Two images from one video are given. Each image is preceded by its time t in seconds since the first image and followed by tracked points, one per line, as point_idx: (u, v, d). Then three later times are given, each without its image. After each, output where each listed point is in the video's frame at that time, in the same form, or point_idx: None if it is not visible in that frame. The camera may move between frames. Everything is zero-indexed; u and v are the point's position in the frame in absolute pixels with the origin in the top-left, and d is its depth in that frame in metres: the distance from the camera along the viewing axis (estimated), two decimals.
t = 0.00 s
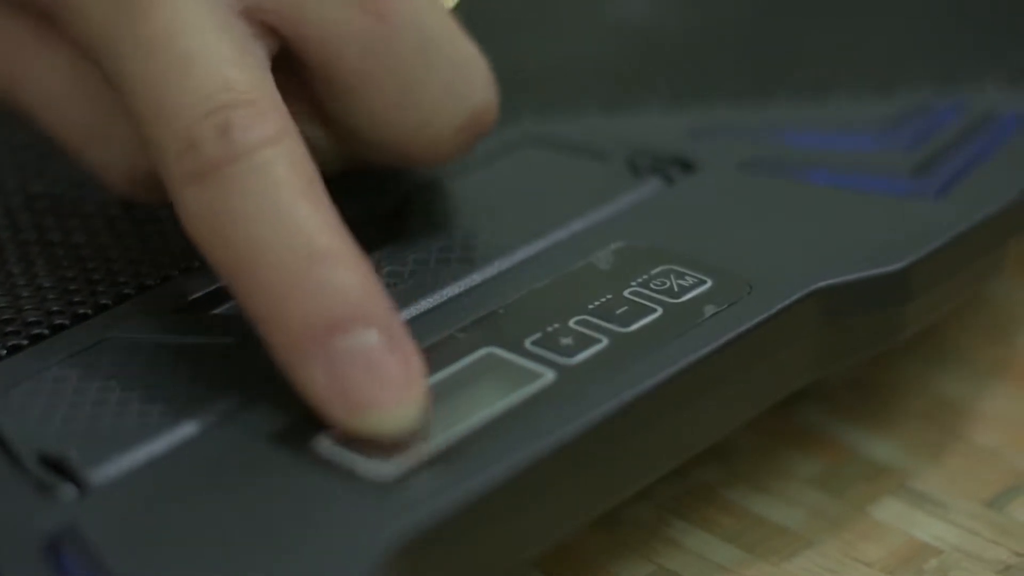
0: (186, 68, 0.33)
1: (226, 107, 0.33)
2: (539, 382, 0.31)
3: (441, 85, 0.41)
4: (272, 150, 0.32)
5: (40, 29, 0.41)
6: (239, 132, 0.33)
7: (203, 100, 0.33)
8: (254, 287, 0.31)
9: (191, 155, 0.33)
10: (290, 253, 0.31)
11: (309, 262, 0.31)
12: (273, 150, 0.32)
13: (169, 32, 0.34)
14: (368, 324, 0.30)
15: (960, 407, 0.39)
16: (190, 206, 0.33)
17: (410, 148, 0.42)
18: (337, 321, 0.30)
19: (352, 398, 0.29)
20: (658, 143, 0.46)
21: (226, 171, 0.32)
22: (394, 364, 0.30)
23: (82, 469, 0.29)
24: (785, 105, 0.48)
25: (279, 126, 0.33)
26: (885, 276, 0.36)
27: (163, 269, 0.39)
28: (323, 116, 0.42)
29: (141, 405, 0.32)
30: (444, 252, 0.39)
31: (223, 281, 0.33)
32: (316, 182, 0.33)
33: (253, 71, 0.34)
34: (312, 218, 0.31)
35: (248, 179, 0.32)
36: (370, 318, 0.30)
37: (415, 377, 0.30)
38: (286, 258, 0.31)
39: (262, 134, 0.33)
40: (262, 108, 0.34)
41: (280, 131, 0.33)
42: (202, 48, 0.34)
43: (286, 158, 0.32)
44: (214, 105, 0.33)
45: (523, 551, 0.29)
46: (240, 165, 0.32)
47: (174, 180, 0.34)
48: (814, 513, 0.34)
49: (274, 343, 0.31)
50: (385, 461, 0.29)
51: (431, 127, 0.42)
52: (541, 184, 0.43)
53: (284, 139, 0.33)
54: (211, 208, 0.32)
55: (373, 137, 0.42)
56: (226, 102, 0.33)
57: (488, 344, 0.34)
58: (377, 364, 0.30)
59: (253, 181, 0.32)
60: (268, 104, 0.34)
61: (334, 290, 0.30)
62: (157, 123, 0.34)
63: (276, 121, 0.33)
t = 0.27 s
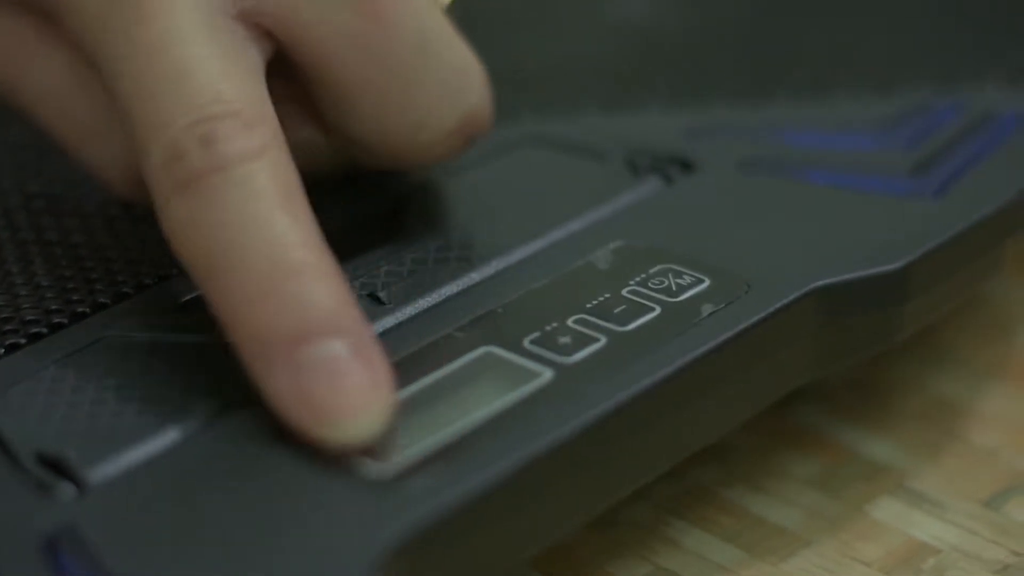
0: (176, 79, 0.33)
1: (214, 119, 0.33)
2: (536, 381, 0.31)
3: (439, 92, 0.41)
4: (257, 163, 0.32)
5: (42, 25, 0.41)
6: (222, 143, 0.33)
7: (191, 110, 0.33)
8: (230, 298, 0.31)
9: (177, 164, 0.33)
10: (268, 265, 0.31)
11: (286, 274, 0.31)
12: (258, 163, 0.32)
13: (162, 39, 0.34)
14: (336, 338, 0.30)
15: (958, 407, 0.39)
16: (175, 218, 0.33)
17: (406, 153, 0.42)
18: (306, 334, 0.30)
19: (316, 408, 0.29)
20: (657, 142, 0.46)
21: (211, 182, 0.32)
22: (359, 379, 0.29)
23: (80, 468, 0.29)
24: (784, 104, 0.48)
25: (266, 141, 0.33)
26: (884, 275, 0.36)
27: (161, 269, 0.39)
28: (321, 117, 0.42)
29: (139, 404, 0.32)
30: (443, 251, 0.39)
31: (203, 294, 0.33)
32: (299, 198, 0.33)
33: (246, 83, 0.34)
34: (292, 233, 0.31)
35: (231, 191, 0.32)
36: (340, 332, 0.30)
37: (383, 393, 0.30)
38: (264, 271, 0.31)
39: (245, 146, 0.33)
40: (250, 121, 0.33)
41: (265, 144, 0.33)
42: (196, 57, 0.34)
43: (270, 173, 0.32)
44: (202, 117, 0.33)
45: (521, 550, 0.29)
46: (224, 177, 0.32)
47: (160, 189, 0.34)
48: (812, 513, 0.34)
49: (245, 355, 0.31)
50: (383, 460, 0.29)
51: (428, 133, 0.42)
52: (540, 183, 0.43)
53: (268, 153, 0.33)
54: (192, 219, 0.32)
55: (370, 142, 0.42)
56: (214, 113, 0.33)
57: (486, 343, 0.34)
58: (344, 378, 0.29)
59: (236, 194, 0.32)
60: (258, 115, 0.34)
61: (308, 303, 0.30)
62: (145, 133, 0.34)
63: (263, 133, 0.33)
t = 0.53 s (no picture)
0: (196, 77, 0.33)
1: (240, 118, 0.33)
2: (536, 381, 0.31)
3: (443, 100, 0.41)
4: (288, 161, 0.32)
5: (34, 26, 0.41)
6: (252, 142, 0.32)
7: (216, 110, 0.33)
8: (264, 298, 0.31)
9: (205, 163, 0.32)
10: (302, 263, 0.31)
11: (322, 272, 0.30)
12: (288, 161, 0.32)
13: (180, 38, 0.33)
14: (376, 335, 0.30)
15: (957, 407, 0.39)
16: (203, 221, 0.33)
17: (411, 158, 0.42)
18: (346, 331, 0.30)
19: (359, 406, 0.29)
20: (656, 143, 0.46)
21: (240, 181, 0.32)
22: (400, 375, 0.29)
23: (80, 468, 0.29)
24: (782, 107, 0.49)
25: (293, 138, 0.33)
26: (884, 276, 0.36)
27: (161, 269, 0.39)
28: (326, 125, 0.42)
29: (138, 404, 0.32)
30: (442, 251, 0.39)
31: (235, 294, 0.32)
32: (330, 195, 0.32)
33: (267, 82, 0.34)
34: (326, 229, 0.31)
35: (262, 191, 0.32)
36: (379, 328, 0.30)
37: (428, 390, 0.29)
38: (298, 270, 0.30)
39: (274, 144, 0.32)
40: (275, 119, 0.33)
41: (293, 143, 0.33)
42: (218, 57, 0.33)
43: (301, 171, 0.32)
44: (229, 117, 0.33)
45: (520, 550, 0.29)
46: (254, 176, 0.32)
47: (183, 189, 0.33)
48: (811, 513, 0.34)
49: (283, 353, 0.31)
50: (382, 460, 0.29)
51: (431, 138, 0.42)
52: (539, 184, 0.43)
53: (298, 151, 0.33)
54: (224, 219, 0.32)
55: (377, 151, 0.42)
56: (239, 112, 0.33)
57: (485, 343, 0.34)
58: (388, 375, 0.29)
59: (268, 192, 0.32)
60: (280, 114, 0.33)
61: (344, 300, 0.30)
62: (167, 135, 0.33)
63: (290, 131, 0.33)
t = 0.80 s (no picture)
0: (201, 68, 0.35)
1: (247, 104, 0.34)
2: (536, 382, 0.31)
3: (442, 91, 0.42)
4: (296, 145, 0.34)
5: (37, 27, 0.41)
6: (261, 126, 0.34)
7: (221, 96, 0.34)
8: (280, 279, 0.32)
9: (215, 149, 0.34)
10: (320, 244, 0.32)
11: (338, 251, 0.32)
12: (296, 144, 0.34)
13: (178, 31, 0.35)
14: (398, 310, 0.31)
15: (957, 408, 0.39)
16: (217, 205, 0.34)
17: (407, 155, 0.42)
18: (368, 307, 0.31)
19: (387, 380, 0.30)
20: (655, 143, 0.46)
21: (251, 165, 0.34)
22: (424, 346, 0.31)
23: (79, 469, 0.29)
24: (782, 106, 0.49)
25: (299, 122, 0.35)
26: (884, 276, 0.36)
27: (161, 269, 0.39)
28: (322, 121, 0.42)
29: (138, 405, 0.32)
30: (442, 252, 0.39)
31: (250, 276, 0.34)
32: (338, 178, 0.34)
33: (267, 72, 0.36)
34: (339, 211, 0.33)
35: (272, 175, 0.33)
36: (404, 304, 0.31)
37: (449, 363, 0.31)
38: (314, 251, 0.32)
39: (283, 129, 0.34)
40: (281, 105, 0.35)
41: (301, 129, 0.34)
42: (219, 48, 0.35)
43: (310, 154, 0.34)
44: (234, 102, 0.34)
45: (519, 551, 0.29)
46: (264, 161, 0.34)
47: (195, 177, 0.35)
48: (811, 514, 0.34)
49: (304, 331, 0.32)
50: (382, 462, 0.29)
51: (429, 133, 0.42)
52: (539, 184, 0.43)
53: (305, 135, 0.34)
54: (239, 204, 0.34)
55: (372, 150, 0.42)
56: (244, 99, 0.35)
57: (485, 344, 0.34)
58: (412, 349, 0.31)
59: (277, 175, 0.33)
60: (287, 101, 0.35)
61: (366, 276, 0.32)
62: (173, 121, 0.35)
63: (298, 117, 0.35)
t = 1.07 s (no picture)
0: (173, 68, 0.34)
1: (212, 108, 0.34)
2: (536, 383, 0.31)
3: (437, 93, 0.41)
4: (251, 151, 0.33)
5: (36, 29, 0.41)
6: (220, 130, 0.33)
7: (188, 99, 0.34)
8: (222, 281, 0.32)
9: (173, 152, 0.33)
10: (260, 251, 0.31)
11: (279, 260, 0.31)
12: (254, 151, 0.33)
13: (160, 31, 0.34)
14: (334, 323, 0.30)
15: (957, 409, 0.39)
16: (168, 204, 0.34)
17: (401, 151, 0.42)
18: (302, 318, 0.30)
19: (313, 394, 0.30)
20: (655, 144, 0.47)
21: (204, 170, 0.33)
22: (357, 363, 0.30)
23: (79, 469, 0.29)
24: (781, 107, 0.49)
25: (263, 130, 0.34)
26: (885, 278, 0.36)
27: (160, 269, 0.39)
28: (319, 116, 0.42)
29: (137, 406, 0.32)
30: (441, 252, 0.39)
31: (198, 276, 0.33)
32: (294, 186, 0.33)
33: (239, 76, 0.35)
34: (289, 219, 0.32)
35: (226, 179, 0.32)
36: (337, 316, 0.30)
37: (380, 380, 0.30)
38: (255, 258, 0.31)
39: (241, 134, 0.33)
40: (245, 110, 0.34)
41: (261, 134, 0.34)
42: (196, 53, 0.34)
43: (266, 161, 0.33)
44: (199, 106, 0.34)
45: (518, 551, 0.29)
46: (218, 165, 0.33)
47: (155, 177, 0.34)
48: (810, 514, 0.34)
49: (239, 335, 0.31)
50: (381, 463, 0.29)
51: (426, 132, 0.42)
52: (538, 184, 0.43)
53: (263, 142, 0.33)
54: (190, 204, 0.33)
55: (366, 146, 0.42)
56: (209, 103, 0.34)
57: (486, 344, 0.34)
58: (342, 364, 0.30)
59: (229, 180, 0.32)
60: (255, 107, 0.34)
61: (303, 287, 0.31)
62: (145, 123, 0.34)
63: (258, 122, 0.34)
